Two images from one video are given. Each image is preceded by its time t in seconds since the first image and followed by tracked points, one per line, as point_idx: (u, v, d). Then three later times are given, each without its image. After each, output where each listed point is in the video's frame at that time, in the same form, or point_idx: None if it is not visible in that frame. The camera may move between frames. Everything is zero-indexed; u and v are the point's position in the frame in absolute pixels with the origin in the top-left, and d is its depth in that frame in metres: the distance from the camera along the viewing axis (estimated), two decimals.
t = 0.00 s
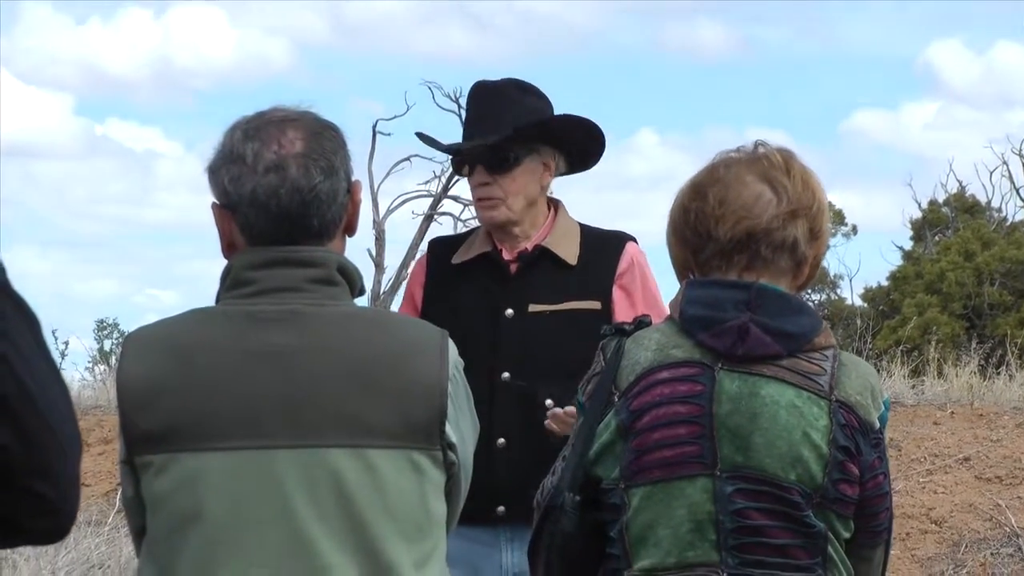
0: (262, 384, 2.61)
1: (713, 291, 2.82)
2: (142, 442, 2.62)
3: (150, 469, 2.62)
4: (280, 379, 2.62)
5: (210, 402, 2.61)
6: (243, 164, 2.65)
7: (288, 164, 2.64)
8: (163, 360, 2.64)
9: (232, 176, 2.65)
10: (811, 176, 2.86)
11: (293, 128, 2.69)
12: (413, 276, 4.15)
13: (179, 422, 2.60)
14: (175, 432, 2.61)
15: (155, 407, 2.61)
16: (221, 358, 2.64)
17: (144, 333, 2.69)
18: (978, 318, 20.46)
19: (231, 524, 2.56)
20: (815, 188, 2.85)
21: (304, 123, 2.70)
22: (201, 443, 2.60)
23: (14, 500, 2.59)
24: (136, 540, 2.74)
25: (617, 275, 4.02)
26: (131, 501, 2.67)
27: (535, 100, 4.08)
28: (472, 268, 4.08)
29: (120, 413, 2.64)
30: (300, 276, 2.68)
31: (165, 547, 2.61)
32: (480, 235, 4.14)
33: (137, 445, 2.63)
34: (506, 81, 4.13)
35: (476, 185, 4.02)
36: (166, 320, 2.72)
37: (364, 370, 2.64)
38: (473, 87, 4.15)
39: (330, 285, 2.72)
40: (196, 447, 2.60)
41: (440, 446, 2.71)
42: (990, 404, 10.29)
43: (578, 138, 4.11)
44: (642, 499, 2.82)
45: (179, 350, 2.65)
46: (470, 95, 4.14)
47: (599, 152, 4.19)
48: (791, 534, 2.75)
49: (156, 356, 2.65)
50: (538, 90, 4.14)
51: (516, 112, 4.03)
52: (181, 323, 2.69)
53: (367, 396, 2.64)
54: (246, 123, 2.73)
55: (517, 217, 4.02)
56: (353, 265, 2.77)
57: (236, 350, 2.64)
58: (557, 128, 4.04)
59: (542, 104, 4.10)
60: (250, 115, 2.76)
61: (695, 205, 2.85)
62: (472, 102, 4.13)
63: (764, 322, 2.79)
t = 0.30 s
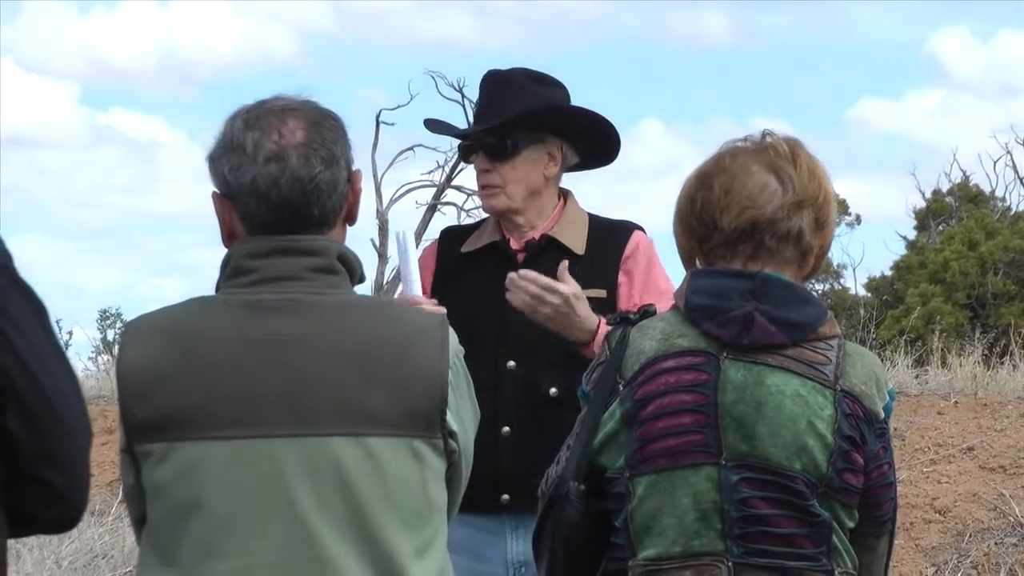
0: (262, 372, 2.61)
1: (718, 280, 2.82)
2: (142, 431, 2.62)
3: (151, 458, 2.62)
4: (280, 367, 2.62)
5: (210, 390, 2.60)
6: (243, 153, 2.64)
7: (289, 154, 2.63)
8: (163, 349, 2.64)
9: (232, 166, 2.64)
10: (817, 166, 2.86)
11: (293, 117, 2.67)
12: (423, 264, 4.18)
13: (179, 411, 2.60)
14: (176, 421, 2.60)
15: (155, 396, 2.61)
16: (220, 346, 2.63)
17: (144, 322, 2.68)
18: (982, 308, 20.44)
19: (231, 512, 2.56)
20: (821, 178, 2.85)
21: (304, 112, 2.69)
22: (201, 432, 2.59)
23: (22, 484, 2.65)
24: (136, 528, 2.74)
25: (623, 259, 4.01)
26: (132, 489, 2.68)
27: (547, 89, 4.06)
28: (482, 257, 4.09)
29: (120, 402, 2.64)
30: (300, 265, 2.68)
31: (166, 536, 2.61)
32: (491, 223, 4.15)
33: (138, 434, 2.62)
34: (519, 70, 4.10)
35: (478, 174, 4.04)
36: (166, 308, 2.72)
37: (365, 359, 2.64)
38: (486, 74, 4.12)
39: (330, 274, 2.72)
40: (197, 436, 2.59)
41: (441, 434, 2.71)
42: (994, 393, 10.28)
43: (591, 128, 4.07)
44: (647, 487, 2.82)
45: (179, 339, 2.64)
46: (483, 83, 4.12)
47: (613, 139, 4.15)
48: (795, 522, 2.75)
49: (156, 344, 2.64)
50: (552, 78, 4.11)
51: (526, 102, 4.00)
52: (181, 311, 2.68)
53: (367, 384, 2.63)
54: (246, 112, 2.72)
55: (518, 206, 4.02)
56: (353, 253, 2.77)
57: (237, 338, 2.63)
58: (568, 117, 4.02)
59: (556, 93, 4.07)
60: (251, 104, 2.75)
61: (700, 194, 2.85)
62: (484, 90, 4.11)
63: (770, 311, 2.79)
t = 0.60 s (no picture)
0: (259, 364, 2.61)
1: (722, 272, 2.82)
2: (140, 424, 2.61)
3: (148, 451, 2.61)
4: (277, 359, 2.61)
5: (207, 383, 2.60)
6: (238, 146, 2.64)
7: (284, 146, 2.63)
8: (159, 341, 2.63)
9: (228, 159, 2.64)
10: (820, 157, 2.86)
11: (288, 110, 2.67)
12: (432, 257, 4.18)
13: (176, 403, 2.59)
14: (173, 414, 2.59)
15: (152, 388, 2.60)
16: (217, 338, 2.62)
17: (140, 315, 2.68)
18: (985, 300, 20.44)
19: (228, 504, 2.54)
20: (823, 170, 2.85)
21: (300, 104, 2.69)
22: (198, 424, 2.59)
23: (38, 479, 2.65)
24: (135, 523, 2.73)
25: (632, 247, 4.01)
26: (129, 483, 2.67)
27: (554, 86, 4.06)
28: (493, 250, 4.10)
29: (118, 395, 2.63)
30: (294, 258, 2.68)
31: (162, 529, 2.59)
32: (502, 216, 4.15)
33: (135, 427, 2.62)
34: (523, 67, 4.11)
35: (495, 172, 4.03)
36: (163, 301, 2.71)
37: (362, 350, 2.64)
38: (491, 72, 4.11)
39: (326, 266, 2.71)
40: (193, 428, 2.59)
41: (438, 425, 2.70)
42: (997, 385, 10.28)
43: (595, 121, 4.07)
44: (651, 480, 2.82)
45: (175, 331, 2.63)
46: (485, 82, 4.13)
47: (617, 134, 4.15)
48: (800, 515, 2.75)
49: (152, 337, 2.64)
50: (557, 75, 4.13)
51: (529, 99, 4.00)
52: (177, 304, 2.68)
53: (364, 375, 2.63)
54: (241, 105, 2.71)
55: (536, 201, 4.02)
56: (349, 245, 2.76)
57: (233, 330, 2.63)
58: (578, 110, 4.02)
59: (558, 87, 4.07)
60: (246, 97, 2.75)
61: (703, 186, 2.84)
62: (487, 89, 4.12)
63: (774, 303, 2.79)
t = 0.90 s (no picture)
0: (255, 361, 2.60)
1: (727, 269, 2.83)
2: (138, 421, 2.61)
3: (145, 449, 2.62)
4: (273, 356, 2.61)
5: (203, 380, 2.60)
6: (232, 143, 2.65)
7: (278, 143, 2.63)
8: (156, 339, 2.63)
9: (222, 156, 2.65)
10: (823, 155, 2.86)
11: (282, 107, 2.68)
12: (437, 257, 4.18)
13: (172, 401, 2.60)
14: (169, 411, 2.60)
15: (148, 386, 2.61)
16: (213, 335, 2.63)
17: (137, 313, 2.68)
18: (988, 298, 20.43)
19: (225, 501, 2.54)
20: (826, 168, 2.85)
21: (294, 101, 2.70)
22: (195, 422, 2.59)
23: (49, 478, 2.65)
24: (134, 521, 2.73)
25: (638, 249, 4.02)
26: (126, 481, 2.68)
27: (557, 86, 4.06)
28: (495, 251, 4.10)
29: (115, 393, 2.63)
30: (289, 254, 2.68)
31: (161, 527, 2.59)
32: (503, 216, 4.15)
33: (132, 425, 2.62)
34: (525, 66, 4.11)
35: (493, 173, 4.03)
36: (160, 300, 2.72)
37: (357, 346, 2.64)
38: (493, 70, 4.12)
39: (321, 263, 2.71)
40: (189, 426, 2.59)
41: (434, 421, 2.70)
42: (999, 383, 10.28)
43: (598, 122, 4.07)
44: (655, 477, 2.82)
45: (172, 329, 2.64)
46: (488, 80, 4.13)
47: (619, 134, 4.15)
48: (804, 512, 2.76)
49: (148, 335, 2.64)
50: (562, 75, 4.13)
51: (533, 100, 4.00)
52: (173, 302, 2.68)
53: (359, 371, 2.63)
54: (236, 103, 2.72)
55: (531, 204, 4.01)
56: (343, 242, 2.77)
57: (229, 328, 2.63)
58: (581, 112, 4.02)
59: (561, 88, 4.07)
60: (240, 94, 2.75)
61: (706, 184, 2.84)
62: (489, 88, 4.12)
63: (778, 300, 2.79)
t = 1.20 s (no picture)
0: (256, 359, 2.61)
1: (731, 266, 2.83)
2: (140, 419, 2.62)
3: (146, 447, 2.63)
4: (274, 354, 2.62)
5: (204, 378, 2.61)
6: (232, 141, 2.66)
7: (278, 141, 2.64)
8: (157, 337, 2.64)
9: (222, 154, 2.66)
10: (827, 153, 2.87)
11: (282, 104, 2.69)
12: (439, 255, 4.20)
13: (172, 399, 2.61)
14: (169, 409, 2.61)
15: (148, 384, 2.62)
16: (214, 333, 2.64)
17: (138, 311, 2.70)
18: (992, 297, 20.42)
19: (225, 499, 2.55)
20: (829, 166, 2.86)
21: (293, 99, 2.70)
22: (197, 420, 2.60)
23: (61, 474, 2.48)
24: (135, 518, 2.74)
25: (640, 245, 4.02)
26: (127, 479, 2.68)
27: (561, 84, 4.07)
28: (497, 248, 4.11)
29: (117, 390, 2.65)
30: (289, 252, 2.69)
31: (161, 526, 2.59)
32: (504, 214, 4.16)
33: (134, 422, 2.63)
34: (529, 64, 4.12)
35: (495, 170, 4.04)
36: (161, 298, 2.73)
37: (357, 344, 2.65)
38: (498, 67, 4.13)
39: (320, 261, 2.73)
40: (189, 424, 2.60)
41: (434, 419, 2.72)
42: (1003, 381, 10.28)
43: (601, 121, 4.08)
44: (660, 473, 2.83)
45: (172, 327, 2.65)
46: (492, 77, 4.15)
47: (621, 134, 4.17)
48: (810, 509, 2.77)
49: (148, 333, 2.65)
50: (566, 73, 4.14)
51: (537, 100, 4.01)
52: (174, 301, 2.69)
53: (359, 369, 2.64)
54: (235, 100, 2.73)
55: (534, 201, 4.02)
56: (344, 239, 2.78)
57: (230, 326, 2.64)
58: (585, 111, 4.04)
59: (564, 86, 4.08)
60: (240, 92, 2.76)
61: (712, 181, 2.85)
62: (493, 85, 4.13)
63: (783, 297, 2.80)
